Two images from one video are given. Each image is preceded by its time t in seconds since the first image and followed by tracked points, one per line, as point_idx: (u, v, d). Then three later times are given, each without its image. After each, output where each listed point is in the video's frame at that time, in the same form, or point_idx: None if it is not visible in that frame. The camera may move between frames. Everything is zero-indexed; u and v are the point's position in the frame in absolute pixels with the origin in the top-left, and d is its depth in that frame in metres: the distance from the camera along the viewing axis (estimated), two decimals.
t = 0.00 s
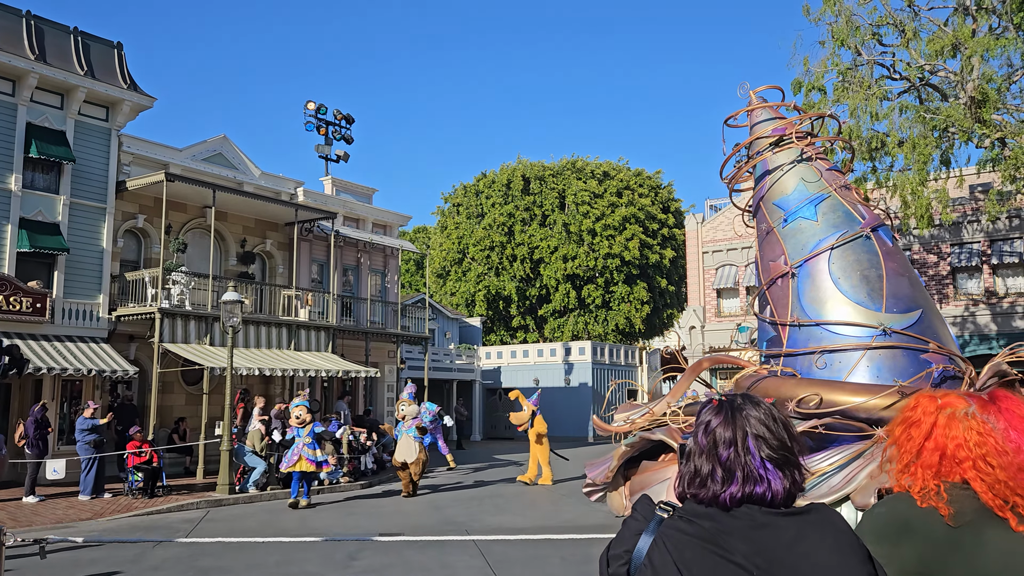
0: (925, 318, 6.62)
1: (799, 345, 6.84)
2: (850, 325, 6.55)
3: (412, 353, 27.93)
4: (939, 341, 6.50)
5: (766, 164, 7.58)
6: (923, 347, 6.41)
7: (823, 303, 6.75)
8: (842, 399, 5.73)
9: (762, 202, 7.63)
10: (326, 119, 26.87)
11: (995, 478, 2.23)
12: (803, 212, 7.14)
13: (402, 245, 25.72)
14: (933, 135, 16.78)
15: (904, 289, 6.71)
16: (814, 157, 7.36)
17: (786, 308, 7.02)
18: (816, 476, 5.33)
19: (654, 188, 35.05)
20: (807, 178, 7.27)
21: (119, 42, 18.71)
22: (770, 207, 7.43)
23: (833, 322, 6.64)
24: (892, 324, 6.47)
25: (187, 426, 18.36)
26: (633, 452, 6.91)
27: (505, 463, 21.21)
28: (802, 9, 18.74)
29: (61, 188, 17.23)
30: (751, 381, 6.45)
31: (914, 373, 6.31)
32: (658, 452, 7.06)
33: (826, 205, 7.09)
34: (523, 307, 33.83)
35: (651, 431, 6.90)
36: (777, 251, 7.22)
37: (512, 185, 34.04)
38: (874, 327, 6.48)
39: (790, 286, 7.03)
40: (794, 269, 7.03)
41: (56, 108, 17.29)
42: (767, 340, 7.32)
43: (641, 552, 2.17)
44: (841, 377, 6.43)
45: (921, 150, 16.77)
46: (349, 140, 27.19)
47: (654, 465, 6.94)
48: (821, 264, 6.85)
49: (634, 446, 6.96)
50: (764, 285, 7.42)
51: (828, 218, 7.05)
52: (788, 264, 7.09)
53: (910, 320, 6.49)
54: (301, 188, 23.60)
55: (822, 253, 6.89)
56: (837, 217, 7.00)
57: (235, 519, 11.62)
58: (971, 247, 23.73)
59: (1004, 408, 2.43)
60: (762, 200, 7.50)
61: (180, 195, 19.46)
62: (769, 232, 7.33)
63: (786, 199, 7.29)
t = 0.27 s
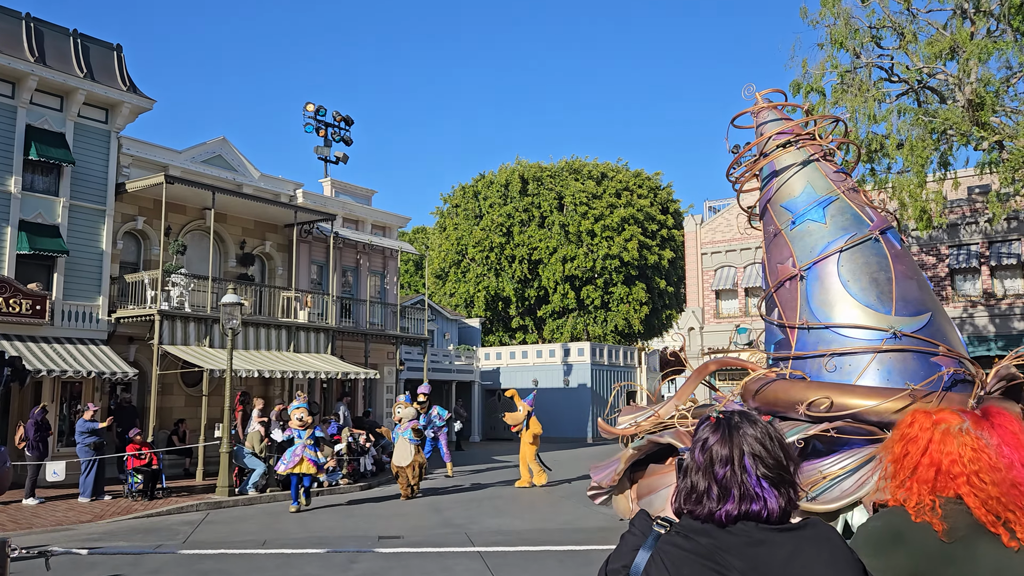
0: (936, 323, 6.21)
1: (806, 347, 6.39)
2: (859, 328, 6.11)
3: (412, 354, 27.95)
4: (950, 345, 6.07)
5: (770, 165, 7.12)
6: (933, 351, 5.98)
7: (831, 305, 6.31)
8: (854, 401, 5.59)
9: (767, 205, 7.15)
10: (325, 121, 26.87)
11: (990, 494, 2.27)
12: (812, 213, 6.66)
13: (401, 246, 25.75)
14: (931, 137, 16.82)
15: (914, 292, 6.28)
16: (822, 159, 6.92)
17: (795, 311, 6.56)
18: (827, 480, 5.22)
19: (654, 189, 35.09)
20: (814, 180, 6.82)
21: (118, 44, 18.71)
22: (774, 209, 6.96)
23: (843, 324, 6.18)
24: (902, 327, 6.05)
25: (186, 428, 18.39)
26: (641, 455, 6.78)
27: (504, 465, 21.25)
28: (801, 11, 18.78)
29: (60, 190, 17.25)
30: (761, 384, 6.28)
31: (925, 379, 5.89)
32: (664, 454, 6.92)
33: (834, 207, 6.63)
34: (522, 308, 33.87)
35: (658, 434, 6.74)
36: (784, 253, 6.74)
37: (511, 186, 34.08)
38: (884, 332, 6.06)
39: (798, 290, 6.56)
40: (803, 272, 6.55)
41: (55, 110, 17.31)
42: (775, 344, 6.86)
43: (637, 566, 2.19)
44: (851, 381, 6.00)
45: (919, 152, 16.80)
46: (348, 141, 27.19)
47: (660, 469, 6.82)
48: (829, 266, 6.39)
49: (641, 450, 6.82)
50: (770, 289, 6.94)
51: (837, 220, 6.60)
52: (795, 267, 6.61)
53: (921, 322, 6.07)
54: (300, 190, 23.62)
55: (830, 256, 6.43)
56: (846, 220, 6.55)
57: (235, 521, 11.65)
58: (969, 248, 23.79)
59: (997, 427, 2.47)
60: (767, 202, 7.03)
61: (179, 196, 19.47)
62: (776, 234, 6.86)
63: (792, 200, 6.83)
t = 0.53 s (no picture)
0: (942, 321, 6.24)
1: (815, 347, 6.38)
2: (868, 328, 6.12)
3: (409, 354, 27.97)
4: (958, 345, 6.11)
5: (776, 165, 7.11)
6: (942, 351, 6.02)
7: (839, 304, 6.32)
8: (865, 402, 5.61)
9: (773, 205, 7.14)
10: (323, 121, 26.89)
11: (981, 496, 2.31)
12: (819, 213, 6.66)
13: (398, 246, 25.78)
14: (927, 138, 16.90)
15: (921, 292, 6.31)
16: (828, 158, 6.90)
17: (802, 311, 6.57)
18: (837, 480, 5.23)
19: (651, 189, 35.19)
20: (820, 179, 6.81)
21: (116, 45, 18.71)
22: (782, 209, 6.95)
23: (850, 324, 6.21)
24: (910, 326, 6.08)
25: (185, 428, 18.41)
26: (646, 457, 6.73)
27: (502, 465, 21.29)
28: (798, 13, 18.86)
29: (58, 190, 17.26)
30: (768, 385, 6.36)
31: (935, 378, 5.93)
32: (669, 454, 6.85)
33: (841, 207, 6.63)
34: (519, 308, 33.94)
35: (665, 434, 6.68)
36: (790, 253, 6.74)
37: (508, 186, 34.15)
38: (893, 331, 6.09)
39: (806, 289, 6.56)
40: (810, 272, 6.55)
41: (53, 111, 17.31)
42: (781, 344, 6.85)
43: (637, 567, 2.23)
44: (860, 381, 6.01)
45: (915, 154, 16.88)
46: (346, 141, 27.22)
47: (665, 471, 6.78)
48: (838, 266, 6.40)
49: (647, 451, 6.77)
50: (777, 289, 6.95)
51: (843, 220, 6.60)
52: (803, 267, 6.61)
53: (929, 323, 6.11)
54: (298, 190, 23.65)
55: (838, 255, 6.43)
56: (853, 220, 6.55)
57: (234, 521, 11.69)
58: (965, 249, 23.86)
59: (989, 428, 2.51)
60: (774, 202, 7.02)
61: (177, 197, 19.49)
62: (782, 234, 6.86)
63: (799, 200, 6.82)
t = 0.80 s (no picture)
0: (948, 318, 6.19)
1: (820, 345, 6.33)
2: (874, 326, 6.07)
3: (406, 354, 27.96)
4: (963, 342, 6.10)
5: (779, 162, 7.02)
6: (947, 349, 6.01)
7: (844, 302, 6.26)
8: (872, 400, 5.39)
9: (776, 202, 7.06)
10: (319, 121, 26.88)
11: (967, 487, 2.34)
12: (823, 211, 6.58)
13: (395, 246, 25.80)
14: (922, 139, 16.97)
15: (926, 289, 6.25)
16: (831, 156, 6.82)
17: (806, 308, 6.49)
18: (844, 478, 5.08)
19: (647, 189, 35.26)
20: (824, 177, 6.73)
21: (112, 44, 18.70)
22: (786, 207, 6.86)
23: (856, 322, 6.15)
24: (916, 324, 6.04)
25: (180, 427, 18.42)
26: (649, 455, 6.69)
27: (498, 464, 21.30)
28: (794, 12, 18.90)
29: (54, 189, 17.26)
30: (773, 382, 6.14)
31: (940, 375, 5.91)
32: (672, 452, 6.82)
33: (846, 204, 6.54)
34: (515, 308, 33.99)
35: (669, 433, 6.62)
36: (795, 251, 6.67)
37: (504, 186, 34.18)
38: (900, 328, 6.03)
39: (810, 286, 6.49)
40: (815, 269, 6.48)
41: (49, 109, 17.30)
42: (784, 342, 6.81)
43: (629, 554, 2.27)
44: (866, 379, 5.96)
45: (910, 154, 16.95)
46: (343, 141, 27.21)
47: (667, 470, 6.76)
48: (843, 264, 6.32)
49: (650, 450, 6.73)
50: (780, 286, 6.88)
51: (848, 218, 6.51)
52: (807, 265, 6.55)
53: (934, 320, 6.06)
54: (294, 189, 23.65)
55: (844, 253, 6.35)
56: (858, 218, 6.47)
57: (230, 520, 11.70)
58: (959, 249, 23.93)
59: (978, 419, 2.52)
60: (777, 200, 6.94)
61: (173, 196, 19.49)
62: (786, 232, 6.78)
63: (803, 198, 6.74)
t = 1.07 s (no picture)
0: (955, 317, 6.19)
1: (827, 342, 6.37)
2: (879, 322, 6.10)
3: (403, 353, 27.94)
4: (970, 340, 6.09)
5: (785, 158, 7.08)
6: (955, 346, 5.99)
7: (850, 299, 6.29)
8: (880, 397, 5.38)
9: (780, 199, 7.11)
10: (317, 120, 26.88)
11: (961, 478, 2.37)
12: (829, 208, 6.63)
13: (392, 245, 25.79)
14: (918, 138, 17.02)
15: (933, 286, 6.26)
16: (837, 152, 6.86)
17: (813, 305, 6.54)
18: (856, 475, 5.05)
19: (644, 188, 35.31)
20: (829, 173, 6.77)
21: (109, 42, 18.70)
22: (791, 203, 6.91)
23: (863, 319, 6.18)
24: (923, 321, 6.04)
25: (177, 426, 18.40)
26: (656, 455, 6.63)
27: (495, 463, 21.31)
28: (790, 12, 18.95)
29: (51, 188, 17.25)
30: (780, 379, 6.10)
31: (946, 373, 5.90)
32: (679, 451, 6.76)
33: (851, 201, 6.59)
34: (512, 307, 34.03)
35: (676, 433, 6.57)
36: (800, 248, 6.72)
37: (501, 185, 34.19)
38: (906, 325, 6.04)
39: (816, 283, 6.54)
40: (821, 267, 6.53)
41: (45, 108, 17.29)
42: (790, 339, 6.84)
43: (625, 544, 2.33)
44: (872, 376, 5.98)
45: (906, 153, 16.99)
46: (340, 140, 27.20)
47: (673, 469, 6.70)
48: (849, 261, 6.37)
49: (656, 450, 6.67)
50: (785, 283, 6.93)
51: (854, 215, 6.57)
52: (813, 261, 6.60)
53: (942, 317, 6.05)
54: (291, 188, 23.65)
55: (850, 250, 6.41)
56: (864, 214, 6.53)
57: (228, 518, 11.71)
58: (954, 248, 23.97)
59: (974, 412, 2.54)
60: (782, 197, 7.00)
61: (170, 195, 19.48)
62: (792, 229, 6.82)
63: (808, 194, 6.78)
